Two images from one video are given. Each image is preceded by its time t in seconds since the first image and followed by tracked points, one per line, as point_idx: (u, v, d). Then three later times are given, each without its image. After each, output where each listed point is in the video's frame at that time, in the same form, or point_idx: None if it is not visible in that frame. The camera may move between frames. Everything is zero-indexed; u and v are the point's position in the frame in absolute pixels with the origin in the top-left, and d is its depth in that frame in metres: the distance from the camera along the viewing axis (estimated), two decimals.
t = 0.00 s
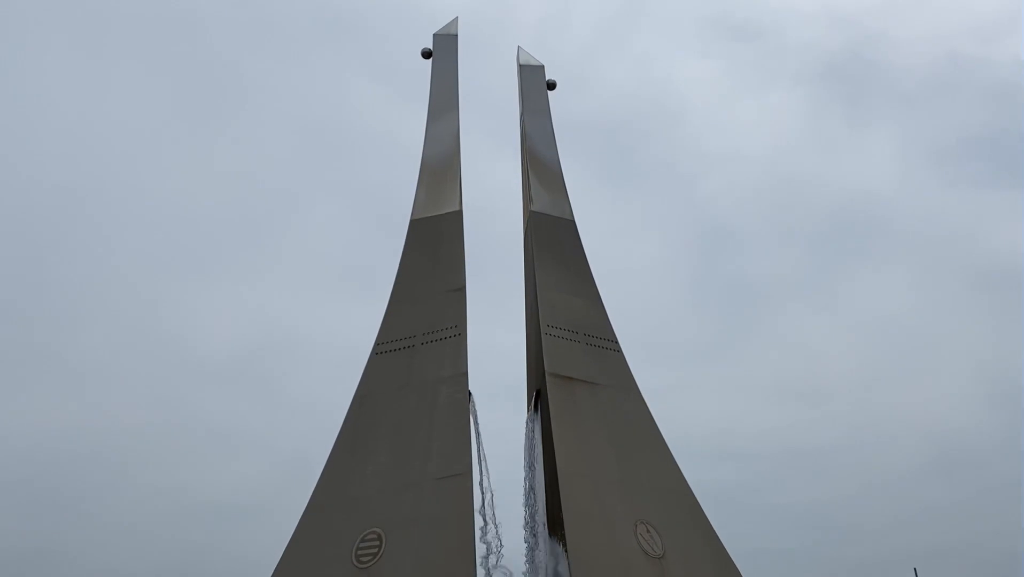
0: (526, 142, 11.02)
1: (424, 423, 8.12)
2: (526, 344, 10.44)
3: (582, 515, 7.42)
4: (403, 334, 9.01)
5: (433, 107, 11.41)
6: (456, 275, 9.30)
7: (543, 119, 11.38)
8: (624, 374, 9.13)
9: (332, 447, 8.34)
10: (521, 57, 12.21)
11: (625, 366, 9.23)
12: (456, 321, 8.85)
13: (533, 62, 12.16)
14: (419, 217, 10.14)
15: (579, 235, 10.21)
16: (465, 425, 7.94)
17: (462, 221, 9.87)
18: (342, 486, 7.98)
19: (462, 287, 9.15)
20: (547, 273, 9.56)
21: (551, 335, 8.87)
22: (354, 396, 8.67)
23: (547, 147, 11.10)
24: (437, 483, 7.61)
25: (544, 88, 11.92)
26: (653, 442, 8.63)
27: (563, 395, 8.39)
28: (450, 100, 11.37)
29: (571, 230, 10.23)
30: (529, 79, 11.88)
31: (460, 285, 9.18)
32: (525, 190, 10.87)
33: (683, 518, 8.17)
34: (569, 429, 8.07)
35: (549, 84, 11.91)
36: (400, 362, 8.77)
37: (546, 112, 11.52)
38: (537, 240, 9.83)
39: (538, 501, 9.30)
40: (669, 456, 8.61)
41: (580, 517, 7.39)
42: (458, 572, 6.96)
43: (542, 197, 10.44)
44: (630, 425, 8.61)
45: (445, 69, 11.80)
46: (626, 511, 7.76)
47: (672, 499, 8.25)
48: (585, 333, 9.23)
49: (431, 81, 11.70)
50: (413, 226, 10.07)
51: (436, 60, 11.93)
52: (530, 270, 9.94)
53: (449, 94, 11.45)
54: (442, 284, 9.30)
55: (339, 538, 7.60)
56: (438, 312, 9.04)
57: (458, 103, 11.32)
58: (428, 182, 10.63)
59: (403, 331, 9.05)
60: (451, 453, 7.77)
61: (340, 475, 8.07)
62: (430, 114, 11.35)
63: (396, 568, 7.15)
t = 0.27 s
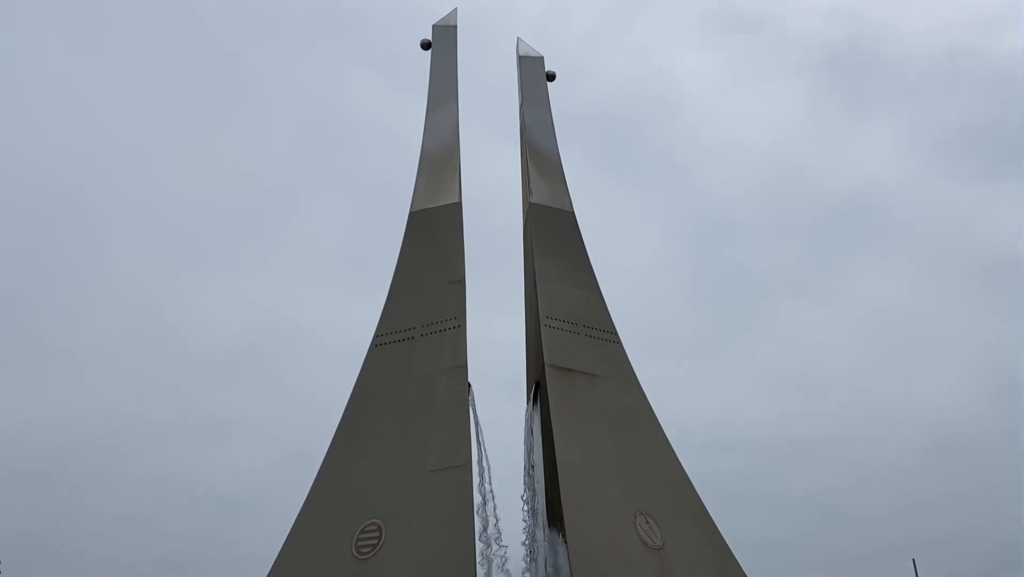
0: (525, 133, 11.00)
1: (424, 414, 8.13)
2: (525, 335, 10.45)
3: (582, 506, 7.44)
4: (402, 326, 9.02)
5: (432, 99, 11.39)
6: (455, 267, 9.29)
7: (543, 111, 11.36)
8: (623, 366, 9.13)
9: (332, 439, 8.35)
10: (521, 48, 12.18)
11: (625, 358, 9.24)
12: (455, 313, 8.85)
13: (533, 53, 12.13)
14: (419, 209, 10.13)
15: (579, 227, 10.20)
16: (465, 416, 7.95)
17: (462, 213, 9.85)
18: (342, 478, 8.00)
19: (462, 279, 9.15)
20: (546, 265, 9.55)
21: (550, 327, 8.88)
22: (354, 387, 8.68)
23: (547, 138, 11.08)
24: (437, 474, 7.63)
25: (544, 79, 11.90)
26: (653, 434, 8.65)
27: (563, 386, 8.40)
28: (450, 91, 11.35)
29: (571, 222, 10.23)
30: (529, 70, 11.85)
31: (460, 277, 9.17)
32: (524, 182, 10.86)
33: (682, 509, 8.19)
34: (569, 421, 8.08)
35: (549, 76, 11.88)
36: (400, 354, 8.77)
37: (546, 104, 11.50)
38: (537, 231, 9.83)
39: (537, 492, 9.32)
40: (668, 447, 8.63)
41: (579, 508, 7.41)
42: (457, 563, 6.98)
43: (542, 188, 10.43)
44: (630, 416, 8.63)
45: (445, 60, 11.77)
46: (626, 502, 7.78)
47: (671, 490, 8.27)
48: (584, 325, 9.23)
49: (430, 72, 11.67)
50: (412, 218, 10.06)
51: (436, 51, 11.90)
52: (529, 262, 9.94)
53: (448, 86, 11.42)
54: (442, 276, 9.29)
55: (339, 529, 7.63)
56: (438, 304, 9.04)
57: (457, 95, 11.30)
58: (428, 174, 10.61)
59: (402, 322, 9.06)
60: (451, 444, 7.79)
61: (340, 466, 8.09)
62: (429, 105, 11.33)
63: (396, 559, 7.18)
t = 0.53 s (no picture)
0: (525, 121, 10.97)
1: (424, 401, 8.15)
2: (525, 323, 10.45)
3: (581, 493, 7.46)
4: (402, 313, 9.02)
5: (431, 85, 11.35)
6: (455, 254, 9.29)
7: (542, 98, 11.33)
8: (622, 354, 9.14)
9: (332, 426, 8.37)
10: (520, 34, 12.13)
11: (624, 346, 9.25)
12: (455, 301, 8.85)
13: (533, 40, 12.09)
14: (418, 196, 10.11)
15: (578, 215, 10.19)
16: (465, 404, 7.96)
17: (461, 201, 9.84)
18: (342, 465, 8.03)
19: (461, 266, 9.15)
20: (545, 253, 9.55)
21: (550, 315, 8.88)
22: (354, 375, 8.70)
23: (546, 126, 11.06)
24: (437, 461, 7.65)
25: (543, 66, 11.86)
26: (653, 422, 8.67)
27: (563, 374, 8.41)
28: (449, 78, 11.31)
29: (570, 209, 10.22)
30: (529, 57, 11.81)
31: (460, 264, 9.17)
32: (523, 169, 10.84)
33: (682, 496, 8.23)
34: (568, 408, 8.10)
35: (549, 63, 11.84)
36: (400, 341, 8.78)
37: (546, 91, 11.46)
38: (536, 219, 9.82)
39: (536, 480, 9.35)
40: (667, 434, 8.66)
41: (579, 495, 7.44)
42: (457, 549, 7.02)
43: (541, 176, 10.41)
44: (629, 403, 8.65)
45: (444, 46, 11.73)
46: (625, 489, 7.81)
47: (670, 476, 8.30)
48: (584, 312, 9.24)
49: (429, 58, 11.63)
50: (411, 205, 10.05)
51: (435, 38, 11.86)
52: (529, 249, 9.94)
53: (447, 72, 11.39)
54: (441, 263, 9.29)
55: (340, 516, 7.66)
56: (437, 292, 9.04)
57: (457, 82, 11.26)
58: (427, 162, 10.58)
59: (402, 310, 9.06)
60: (451, 432, 7.81)
61: (340, 454, 8.11)
62: (429, 92, 11.30)
63: (396, 546, 7.21)
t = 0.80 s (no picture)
0: (525, 103, 10.93)
1: (423, 384, 8.17)
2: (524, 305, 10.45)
3: (580, 475, 7.49)
4: (402, 296, 9.03)
5: (430, 66, 11.30)
6: (454, 237, 9.28)
7: (542, 79, 11.29)
8: (621, 336, 9.15)
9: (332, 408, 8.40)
10: (519, 15, 12.06)
11: (623, 328, 9.26)
12: (454, 283, 8.85)
13: (532, 20, 12.02)
14: (417, 178, 10.09)
15: (577, 197, 10.17)
16: (464, 386, 7.98)
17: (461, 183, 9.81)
18: (342, 447, 8.06)
19: (461, 248, 9.14)
20: (545, 235, 9.54)
21: (549, 297, 8.88)
22: (354, 357, 8.71)
23: (546, 107, 11.02)
24: (436, 443, 7.68)
25: (543, 47, 11.80)
26: (652, 404, 8.69)
27: (562, 356, 8.43)
28: (448, 59, 11.26)
29: (569, 191, 10.20)
30: (528, 38, 11.75)
31: (459, 246, 9.16)
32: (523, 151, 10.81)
33: (680, 477, 8.27)
34: (568, 390, 8.12)
35: (548, 43, 11.78)
36: (399, 323, 8.79)
37: (545, 72, 11.41)
38: (536, 201, 9.81)
39: (536, 461, 9.38)
40: (666, 416, 8.69)
41: (578, 476, 7.48)
42: (457, 530, 7.06)
43: (541, 157, 10.39)
44: (628, 385, 8.67)
45: (442, 27, 11.67)
46: (624, 470, 7.85)
47: (669, 458, 8.34)
48: (583, 294, 9.24)
49: (428, 39, 11.57)
50: (410, 187, 10.03)
51: (433, 18, 11.79)
52: (528, 231, 9.92)
53: (446, 53, 11.33)
54: (440, 246, 9.28)
55: (340, 497, 7.71)
56: (437, 274, 9.04)
57: (456, 63, 11.21)
58: (426, 143, 10.54)
59: (401, 292, 9.06)
60: (450, 413, 7.83)
61: (339, 436, 8.14)
62: (427, 73, 11.25)
63: (396, 527, 7.26)
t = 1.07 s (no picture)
0: (524, 77, 10.87)
1: (423, 360, 8.19)
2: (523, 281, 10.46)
3: (580, 450, 7.55)
4: (401, 272, 9.03)
5: (429, 40, 11.23)
6: (453, 213, 9.26)
7: (541, 53, 11.21)
8: (620, 312, 9.17)
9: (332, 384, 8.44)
10: None
11: (622, 305, 9.28)
12: (453, 259, 8.85)
13: None
14: (415, 154, 10.05)
15: (576, 173, 10.15)
16: (464, 362, 8.00)
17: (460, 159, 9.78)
18: (343, 422, 8.11)
19: (459, 225, 9.12)
20: (544, 211, 9.52)
21: (548, 273, 8.88)
22: (354, 332, 8.74)
23: (545, 81, 10.96)
24: (436, 418, 7.72)
25: (542, 21, 11.71)
26: (650, 380, 8.73)
27: (561, 332, 8.45)
28: (446, 33, 11.18)
29: (569, 167, 10.17)
30: (527, 11, 11.66)
31: (458, 222, 9.15)
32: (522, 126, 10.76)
33: (679, 452, 8.33)
34: (567, 366, 8.16)
35: (548, 17, 11.69)
36: (398, 299, 8.80)
37: (545, 47, 11.33)
38: (534, 176, 9.78)
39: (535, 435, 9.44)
40: (664, 391, 8.73)
41: (577, 451, 7.53)
42: (457, 504, 7.11)
43: (540, 133, 10.35)
44: (626, 361, 8.71)
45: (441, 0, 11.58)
46: (623, 445, 7.91)
47: (667, 433, 8.40)
48: (582, 271, 9.24)
49: (427, 13, 11.49)
50: (409, 163, 10.00)
51: None
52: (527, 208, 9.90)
53: (445, 27, 11.25)
54: (439, 222, 9.27)
55: (341, 472, 7.77)
56: (436, 250, 9.03)
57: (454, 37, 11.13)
58: (425, 118, 10.49)
59: (401, 268, 9.06)
60: (449, 389, 7.86)
61: (340, 411, 8.19)
62: (426, 47, 11.18)
63: (396, 502, 7.32)
